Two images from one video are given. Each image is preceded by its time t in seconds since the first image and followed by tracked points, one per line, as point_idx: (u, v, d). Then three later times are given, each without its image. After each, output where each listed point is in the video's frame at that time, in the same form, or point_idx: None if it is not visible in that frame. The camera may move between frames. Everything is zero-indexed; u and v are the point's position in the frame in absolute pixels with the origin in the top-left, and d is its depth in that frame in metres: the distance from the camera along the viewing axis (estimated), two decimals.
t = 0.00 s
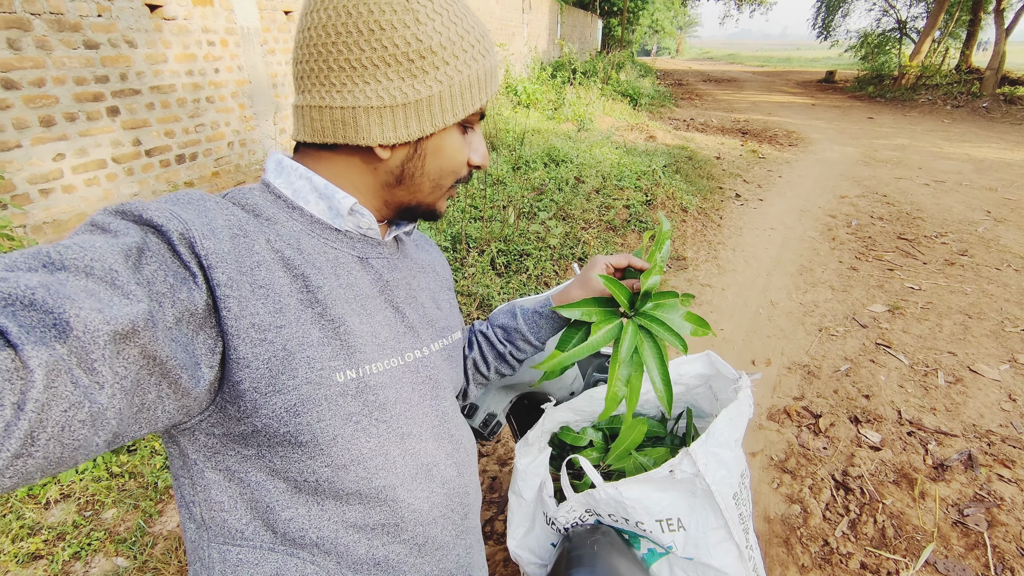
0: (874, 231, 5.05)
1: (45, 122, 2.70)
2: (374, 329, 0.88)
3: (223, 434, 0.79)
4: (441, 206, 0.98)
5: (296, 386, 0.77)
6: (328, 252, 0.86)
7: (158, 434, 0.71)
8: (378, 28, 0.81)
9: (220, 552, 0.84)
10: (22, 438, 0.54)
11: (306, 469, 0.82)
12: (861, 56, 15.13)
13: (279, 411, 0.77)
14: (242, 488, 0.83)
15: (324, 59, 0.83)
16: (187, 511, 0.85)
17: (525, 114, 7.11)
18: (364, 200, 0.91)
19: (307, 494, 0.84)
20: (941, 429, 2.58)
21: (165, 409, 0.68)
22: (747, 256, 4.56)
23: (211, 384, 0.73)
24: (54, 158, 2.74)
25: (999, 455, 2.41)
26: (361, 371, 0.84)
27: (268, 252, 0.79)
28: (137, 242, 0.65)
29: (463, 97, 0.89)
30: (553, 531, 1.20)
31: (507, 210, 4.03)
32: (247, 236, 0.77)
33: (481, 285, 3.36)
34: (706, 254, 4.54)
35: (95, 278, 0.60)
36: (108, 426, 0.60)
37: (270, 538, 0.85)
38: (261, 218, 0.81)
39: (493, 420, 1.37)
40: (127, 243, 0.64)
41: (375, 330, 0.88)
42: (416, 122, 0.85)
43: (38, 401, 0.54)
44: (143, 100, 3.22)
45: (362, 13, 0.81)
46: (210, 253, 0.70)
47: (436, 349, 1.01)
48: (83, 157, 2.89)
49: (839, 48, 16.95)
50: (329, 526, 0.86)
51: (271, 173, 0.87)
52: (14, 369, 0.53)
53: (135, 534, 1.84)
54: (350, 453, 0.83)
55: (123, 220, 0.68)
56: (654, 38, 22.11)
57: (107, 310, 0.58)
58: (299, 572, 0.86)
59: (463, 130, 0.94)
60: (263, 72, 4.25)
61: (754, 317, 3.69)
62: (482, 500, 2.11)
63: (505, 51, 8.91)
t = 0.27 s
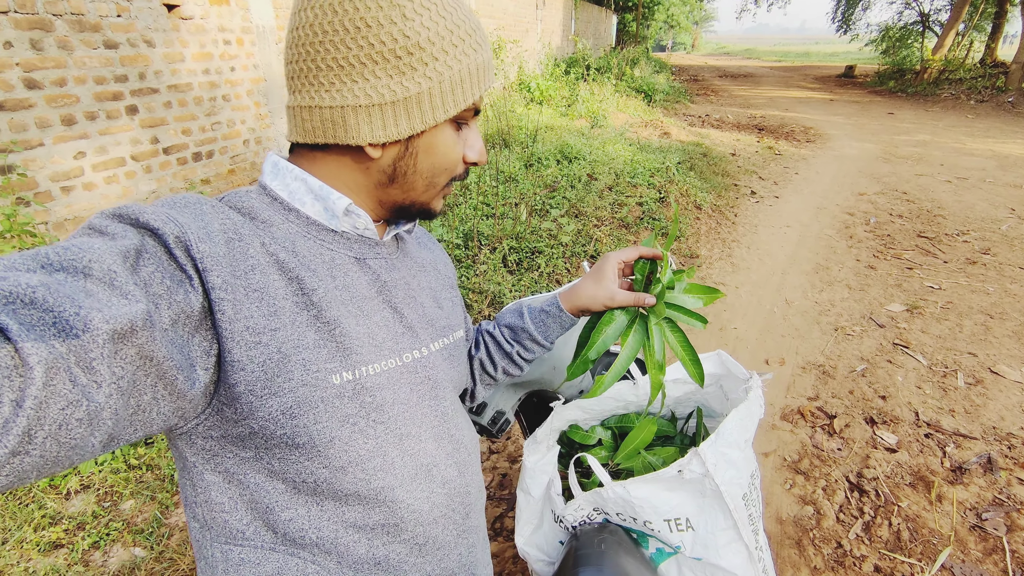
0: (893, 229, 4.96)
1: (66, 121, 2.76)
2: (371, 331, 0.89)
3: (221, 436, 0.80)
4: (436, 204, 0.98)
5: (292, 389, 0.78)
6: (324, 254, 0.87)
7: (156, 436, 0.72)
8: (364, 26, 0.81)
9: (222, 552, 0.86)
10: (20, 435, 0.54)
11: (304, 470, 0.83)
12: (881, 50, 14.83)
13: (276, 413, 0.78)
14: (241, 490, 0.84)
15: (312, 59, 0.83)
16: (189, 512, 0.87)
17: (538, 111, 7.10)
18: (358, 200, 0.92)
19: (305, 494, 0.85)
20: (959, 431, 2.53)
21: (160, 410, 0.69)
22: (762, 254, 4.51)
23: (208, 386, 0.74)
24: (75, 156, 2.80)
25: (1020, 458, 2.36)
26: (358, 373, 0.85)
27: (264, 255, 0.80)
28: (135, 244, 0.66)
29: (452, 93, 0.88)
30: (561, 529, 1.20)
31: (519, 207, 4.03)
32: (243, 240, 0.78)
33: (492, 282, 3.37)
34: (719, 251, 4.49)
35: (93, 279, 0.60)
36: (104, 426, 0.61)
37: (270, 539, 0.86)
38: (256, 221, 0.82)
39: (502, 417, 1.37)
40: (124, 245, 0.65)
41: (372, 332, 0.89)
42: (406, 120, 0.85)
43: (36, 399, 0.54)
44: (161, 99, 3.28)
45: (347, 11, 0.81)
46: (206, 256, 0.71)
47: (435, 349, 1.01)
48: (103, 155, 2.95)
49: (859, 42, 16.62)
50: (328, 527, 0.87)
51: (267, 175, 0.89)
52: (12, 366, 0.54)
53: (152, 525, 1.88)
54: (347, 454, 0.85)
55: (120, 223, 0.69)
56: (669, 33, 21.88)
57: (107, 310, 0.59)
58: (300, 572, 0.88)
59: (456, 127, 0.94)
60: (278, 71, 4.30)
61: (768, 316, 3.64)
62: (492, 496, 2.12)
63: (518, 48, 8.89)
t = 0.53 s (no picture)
0: (915, 225, 4.84)
1: (85, 121, 2.81)
2: (368, 330, 0.88)
3: (216, 436, 0.80)
4: (432, 209, 0.97)
5: (287, 389, 0.78)
6: (319, 252, 0.86)
7: (149, 435, 0.72)
8: (373, 23, 0.81)
9: (220, 552, 0.86)
10: (7, 431, 0.55)
11: (301, 470, 0.83)
12: (904, 42, 14.48)
13: (270, 413, 0.78)
14: (237, 490, 0.85)
15: (317, 51, 0.83)
16: (187, 512, 0.88)
17: (552, 108, 7.06)
18: (355, 199, 0.92)
19: (302, 495, 0.85)
20: (983, 433, 2.46)
21: (150, 409, 0.68)
22: (778, 251, 4.43)
23: (201, 386, 0.74)
24: (94, 155, 2.85)
25: None
26: (353, 372, 0.85)
27: (258, 254, 0.79)
28: (126, 242, 0.66)
29: (456, 97, 0.88)
30: (570, 528, 1.19)
31: (531, 205, 4.01)
32: (237, 238, 0.78)
33: (504, 280, 3.36)
34: (735, 248, 4.43)
35: (83, 276, 0.61)
36: (94, 425, 0.61)
37: (267, 539, 0.87)
38: (251, 219, 0.82)
39: (512, 415, 1.36)
40: (116, 242, 0.64)
41: (369, 331, 0.88)
42: (407, 121, 0.85)
43: (25, 396, 0.55)
44: (177, 99, 3.33)
45: (358, 7, 0.81)
46: (198, 255, 0.71)
47: (435, 348, 1.00)
48: (121, 154, 3.00)
49: (881, 34, 16.24)
50: (325, 527, 0.88)
51: (264, 172, 0.89)
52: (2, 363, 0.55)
53: (167, 518, 1.92)
54: (343, 455, 0.84)
55: (113, 220, 0.69)
56: (685, 27, 21.60)
57: (97, 307, 0.59)
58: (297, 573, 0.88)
59: (458, 132, 0.93)
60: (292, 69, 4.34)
61: (784, 314, 3.58)
62: (503, 494, 2.12)
63: (531, 44, 8.84)
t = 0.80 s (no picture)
0: (925, 223, 4.78)
1: (92, 126, 2.83)
2: (370, 334, 0.87)
3: (211, 442, 0.79)
4: (439, 234, 0.97)
5: (286, 395, 0.78)
6: (322, 256, 0.84)
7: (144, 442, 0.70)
8: (430, 58, 0.80)
9: (215, 557, 0.86)
10: None
11: (299, 475, 0.83)
12: (913, 38, 14.31)
13: (270, 419, 0.77)
14: (233, 496, 0.84)
15: (364, 68, 0.79)
16: (181, 517, 0.87)
17: (557, 108, 7.06)
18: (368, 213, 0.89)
19: (300, 500, 0.85)
20: (996, 434, 2.42)
21: (146, 416, 0.67)
22: (786, 250, 4.39)
23: (198, 392, 0.73)
24: (101, 159, 2.88)
25: None
26: (355, 378, 0.84)
27: (260, 256, 0.77)
28: (122, 244, 0.63)
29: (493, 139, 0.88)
30: (574, 533, 1.18)
31: (536, 205, 4.01)
32: (239, 240, 0.76)
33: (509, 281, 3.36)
34: (742, 248, 4.39)
35: (75, 279, 0.57)
36: (82, 433, 0.59)
37: (264, 544, 0.86)
38: (254, 221, 0.80)
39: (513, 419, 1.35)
40: (111, 244, 0.62)
41: (371, 336, 0.88)
42: (443, 155, 0.84)
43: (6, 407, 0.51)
44: (183, 102, 3.35)
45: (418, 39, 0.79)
46: (197, 258, 0.69)
47: (436, 353, 0.99)
48: (128, 158, 3.02)
49: (890, 29, 16.06)
50: (323, 533, 0.87)
51: (267, 174, 0.86)
52: None
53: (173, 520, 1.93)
54: (343, 461, 0.84)
55: (109, 221, 0.66)
56: (691, 26, 21.51)
57: (88, 312, 0.56)
58: None
59: (481, 168, 0.93)
60: (297, 72, 4.36)
61: (793, 314, 3.55)
62: (507, 497, 2.11)
63: (536, 44, 8.84)
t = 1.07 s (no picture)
0: (918, 219, 4.82)
1: (85, 130, 2.81)
2: (395, 331, 0.90)
3: (236, 434, 0.82)
4: (463, 237, 1.02)
5: (311, 389, 0.80)
6: (349, 253, 0.87)
7: (168, 431, 0.74)
8: (470, 69, 0.83)
9: (235, 549, 0.88)
10: (17, 430, 0.56)
11: (320, 469, 0.85)
12: (903, 35, 14.41)
13: (294, 412, 0.80)
14: (254, 489, 0.86)
15: (405, 77, 0.83)
16: (202, 508, 0.89)
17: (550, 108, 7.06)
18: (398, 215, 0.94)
19: (320, 494, 0.87)
20: (990, 427, 2.44)
21: (171, 407, 0.71)
22: (780, 248, 4.42)
23: (225, 384, 0.75)
24: (94, 164, 2.85)
25: None
26: (378, 374, 0.87)
27: (289, 250, 0.81)
28: (151, 237, 0.67)
29: (523, 148, 0.93)
30: (576, 532, 1.18)
31: (531, 205, 4.00)
32: (269, 234, 0.80)
33: (506, 282, 3.36)
34: (737, 245, 4.41)
35: (106, 271, 0.62)
36: (107, 423, 0.63)
37: (283, 538, 0.88)
38: (285, 217, 0.83)
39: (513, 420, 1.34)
40: (141, 237, 0.66)
41: (395, 333, 0.90)
42: (475, 163, 0.88)
43: (34, 395, 0.56)
44: (176, 106, 3.33)
45: (459, 51, 0.82)
46: (226, 252, 0.72)
47: (455, 353, 1.01)
48: (121, 162, 3.01)
49: (880, 27, 16.17)
50: (341, 528, 0.88)
51: (298, 170, 0.89)
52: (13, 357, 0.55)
53: (171, 526, 1.91)
54: (363, 456, 0.86)
55: (143, 213, 0.71)
56: (683, 25, 21.57)
57: (115, 304, 0.60)
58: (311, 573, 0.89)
59: (506, 177, 0.98)
60: (290, 74, 4.34)
61: (788, 311, 3.57)
62: (507, 497, 2.11)
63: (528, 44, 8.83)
